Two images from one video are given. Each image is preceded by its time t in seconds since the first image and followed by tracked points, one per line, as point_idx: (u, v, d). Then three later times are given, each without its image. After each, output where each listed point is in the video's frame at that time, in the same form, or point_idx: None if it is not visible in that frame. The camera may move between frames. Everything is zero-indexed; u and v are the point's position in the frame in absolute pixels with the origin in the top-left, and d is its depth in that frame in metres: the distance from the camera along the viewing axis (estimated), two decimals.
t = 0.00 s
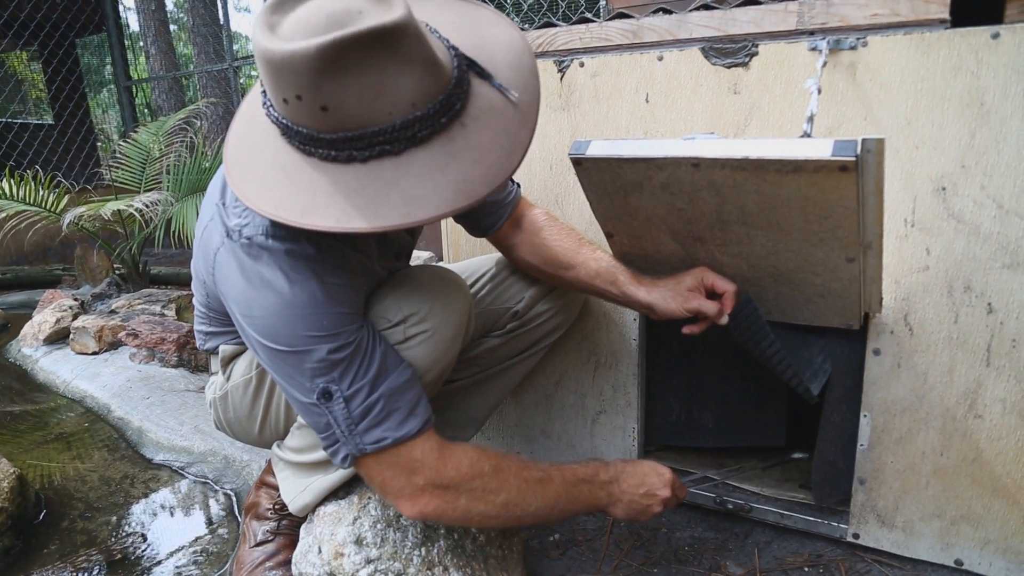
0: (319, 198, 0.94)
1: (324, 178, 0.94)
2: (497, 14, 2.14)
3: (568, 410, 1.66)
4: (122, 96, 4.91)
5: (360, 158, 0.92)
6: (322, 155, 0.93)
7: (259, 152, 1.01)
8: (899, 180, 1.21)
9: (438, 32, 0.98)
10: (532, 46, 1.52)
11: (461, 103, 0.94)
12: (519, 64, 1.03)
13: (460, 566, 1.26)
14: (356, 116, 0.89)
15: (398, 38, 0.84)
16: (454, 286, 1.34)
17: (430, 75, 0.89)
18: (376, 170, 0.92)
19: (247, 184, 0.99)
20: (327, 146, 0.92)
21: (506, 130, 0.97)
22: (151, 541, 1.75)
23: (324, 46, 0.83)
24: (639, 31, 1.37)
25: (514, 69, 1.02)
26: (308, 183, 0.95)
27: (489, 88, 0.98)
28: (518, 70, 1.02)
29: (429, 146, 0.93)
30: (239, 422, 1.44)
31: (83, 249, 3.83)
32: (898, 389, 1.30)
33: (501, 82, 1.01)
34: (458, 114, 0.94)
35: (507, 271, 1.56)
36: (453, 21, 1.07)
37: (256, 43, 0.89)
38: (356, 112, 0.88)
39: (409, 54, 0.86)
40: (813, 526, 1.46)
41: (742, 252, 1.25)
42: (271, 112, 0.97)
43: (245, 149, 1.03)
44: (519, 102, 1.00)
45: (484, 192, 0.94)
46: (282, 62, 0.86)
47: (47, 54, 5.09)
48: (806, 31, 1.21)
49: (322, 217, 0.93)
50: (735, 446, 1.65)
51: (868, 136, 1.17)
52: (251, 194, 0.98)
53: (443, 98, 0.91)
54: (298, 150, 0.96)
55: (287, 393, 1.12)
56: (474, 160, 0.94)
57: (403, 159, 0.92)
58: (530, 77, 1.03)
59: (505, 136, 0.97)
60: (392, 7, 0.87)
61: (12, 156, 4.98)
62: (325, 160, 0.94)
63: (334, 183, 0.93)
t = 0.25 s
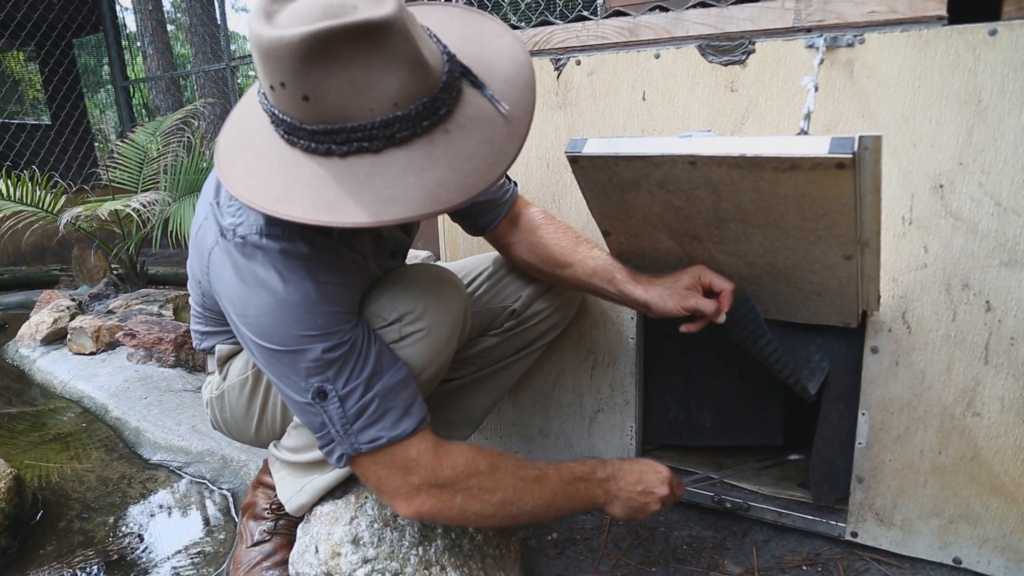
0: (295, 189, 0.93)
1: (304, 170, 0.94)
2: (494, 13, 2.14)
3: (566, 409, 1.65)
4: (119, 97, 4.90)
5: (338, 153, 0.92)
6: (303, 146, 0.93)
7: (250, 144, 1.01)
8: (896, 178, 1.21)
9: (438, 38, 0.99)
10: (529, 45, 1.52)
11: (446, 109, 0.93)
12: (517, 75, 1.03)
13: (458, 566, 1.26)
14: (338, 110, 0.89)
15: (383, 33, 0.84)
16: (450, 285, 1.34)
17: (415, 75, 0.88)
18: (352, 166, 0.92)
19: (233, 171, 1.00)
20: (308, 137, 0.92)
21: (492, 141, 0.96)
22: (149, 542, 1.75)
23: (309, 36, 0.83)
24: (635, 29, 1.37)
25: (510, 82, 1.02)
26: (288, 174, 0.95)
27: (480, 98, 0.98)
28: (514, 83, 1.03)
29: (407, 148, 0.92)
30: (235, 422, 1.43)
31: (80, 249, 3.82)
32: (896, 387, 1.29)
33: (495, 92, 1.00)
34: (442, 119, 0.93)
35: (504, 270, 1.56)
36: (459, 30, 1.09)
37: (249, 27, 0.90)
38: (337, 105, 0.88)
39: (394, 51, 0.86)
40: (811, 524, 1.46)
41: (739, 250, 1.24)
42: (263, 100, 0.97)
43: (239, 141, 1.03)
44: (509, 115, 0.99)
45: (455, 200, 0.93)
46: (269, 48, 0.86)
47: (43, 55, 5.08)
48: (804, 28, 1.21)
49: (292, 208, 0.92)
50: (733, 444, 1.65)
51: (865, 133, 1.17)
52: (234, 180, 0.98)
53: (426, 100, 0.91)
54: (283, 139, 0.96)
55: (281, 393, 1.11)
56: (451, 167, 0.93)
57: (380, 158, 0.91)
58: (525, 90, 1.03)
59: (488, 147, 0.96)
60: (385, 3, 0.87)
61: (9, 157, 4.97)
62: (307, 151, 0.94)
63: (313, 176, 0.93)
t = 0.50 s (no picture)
0: (288, 186, 0.93)
1: (298, 166, 0.93)
2: (493, 8, 2.13)
3: (565, 405, 1.65)
4: (117, 93, 4.88)
5: (332, 149, 0.91)
6: (296, 141, 0.92)
7: (244, 139, 1.00)
8: (896, 173, 1.20)
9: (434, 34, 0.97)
10: (527, 39, 1.51)
11: (442, 106, 0.92)
12: (514, 73, 1.03)
13: (456, 562, 1.25)
14: (331, 106, 0.88)
15: (378, 29, 0.83)
16: (447, 280, 1.33)
17: (409, 72, 0.87)
18: (346, 163, 0.91)
19: (227, 166, 0.99)
20: (301, 132, 0.91)
21: (487, 138, 0.96)
22: (147, 539, 1.74)
23: (303, 30, 0.82)
24: (634, 23, 1.36)
25: (506, 79, 1.02)
26: (282, 170, 0.94)
27: (476, 94, 0.97)
28: (510, 81, 1.02)
29: (402, 145, 0.91)
30: (232, 418, 1.42)
31: (78, 246, 3.80)
32: (896, 383, 1.29)
33: (491, 89, 1.00)
34: (437, 117, 0.92)
35: (502, 265, 1.55)
36: (456, 25, 1.08)
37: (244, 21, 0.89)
38: (330, 101, 0.87)
39: (389, 48, 0.85)
40: (810, 520, 1.46)
41: (739, 245, 1.24)
42: (257, 94, 0.96)
43: (233, 135, 1.02)
44: (504, 112, 0.99)
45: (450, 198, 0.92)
46: (263, 42, 0.85)
47: (41, 51, 5.06)
48: (803, 22, 1.20)
49: (285, 205, 0.92)
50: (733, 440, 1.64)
51: (865, 127, 1.16)
52: (228, 175, 0.98)
53: (421, 97, 0.90)
54: (277, 133, 0.95)
55: (277, 389, 1.11)
56: (446, 165, 0.93)
57: (374, 155, 0.91)
58: (521, 88, 1.02)
59: (483, 144, 0.95)
60: None
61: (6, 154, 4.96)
62: (300, 147, 0.93)
63: (306, 172, 0.92)
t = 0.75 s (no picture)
0: (287, 183, 0.92)
1: (297, 163, 0.92)
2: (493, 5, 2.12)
3: (565, 403, 1.64)
4: (117, 91, 4.86)
5: (332, 147, 0.90)
6: (295, 139, 0.92)
7: (241, 135, 0.99)
8: (898, 170, 1.20)
9: (434, 31, 0.97)
10: (527, 35, 1.51)
11: (443, 105, 0.92)
12: (513, 70, 1.02)
13: (455, 560, 1.25)
14: (332, 105, 0.87)
15: (380, 29, 0.82)
16: (446, 277, 1.33)
17: (411, 71, 0.87)
18: (347, 162, 0.91)
19: (224, 163, 0.98)
20: (301, 130, 0.91)
21: (487, 137, 0.96)
22: (146, 536, 1.74)
23: (304, 29, 0.81)
24: (635, 19, 1.35)
25: (506, 77, 1.01)
26: (280, 167, 0.93)
27: (476, 93, 0.97)
28: (509, 79, 1.01)
29: (403, 144, 0.91)
30: (231, 415, 1.42)
31: (77, 243, 3.76)
32: (897, 382, 1.28)
33: (491, 88, 0.99)
34: (438, 115, 0.92)
35: (502, 262, 1.55)
36: (455, 22, 1.07)
37: (242, 17, 0.88)
38: (331, 100, 0.86)
39: (391, 48, 0.84)
40: (811, 519, 1.45)
41: (740, 242, 1.23)
42: (255, 91, 0.95)
43: (229, 131, 1.01)
44: (504, 111, 0.98)
45: (451, 199, 0.92)
46: (263, 40, 0.84)
47: (40, 49, 5.06)
48: (805, 18, 1.20)
49: (284, 203, 0.91)
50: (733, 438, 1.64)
51: (867, 124, 1.16)
52: (225, 172, 0.97)
53: (423, 97, 0.89)
54: (275, 130, 0.94)
55: (275, 386, 1.10)
56: (446, 165, 0.93)
57: (375, 154, 0.90)
58: (521, 87, 1.02)
59: (484, 144, 0.95)
60: None
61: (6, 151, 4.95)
62: (299, 145, 0.92)
63: (305, 169, 0.92)
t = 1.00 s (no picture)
0: (290, 181, 0.92)
1: (300, 162, 0.92)
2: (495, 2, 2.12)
3: (567, 401, 1.64)
4: (118, 89, 4.81)
5: (335, 146, 0.90)
6: (299, 137, 0.91)
7: (244, 133, 0.99)
8: (901, 167, 1.19)
9: (438, 30, 0.97)
10: (529, 33, 1.50)
11: (447, 103, 0.92)
12: (517, 69, 1.02)
13: (458, 558, 1.25)
14: (336, 103, 0.87)
15: (386, 27, 0.82)
16: (449, 275, 1.33)
17: (416, 70, 0.87)
18: (351, 160, 0.91)
19: (225, 160, 0.97)
20: (304, 128, 0.90)
21: (491, 137, 0.96)
22: (148, 533, 1.74)
23: (310, 27, 0.81)
24: (637, 16, 1.35)
25: (509, 76, 1.01)
26: (282, 165, 0.93)
27: (479, 92, 0.97)
28: (512, 78, 1.02)
29: (407, 143, 0.91)
30: (233, 413, 1.42)
31: (79, 241, 3.77)
32: (900, 379, 1.28)
33: (494, 87, 0.99)
34: (442, 114, 0.92)
35: (504, 260, 1.54)
36: (458, 20, 1.07)
37: (246, 14, 0.87)
38: (335, 98, 0.86)
39: (396, 46, 0.84)
40: (814, 517, 1.45)
41: (742, 240, 1.23)
42: (257, 87, 0.95)
43: (231, 128, 1.01)
44: (507, 110, 0.98)
45: (455, 199, 0.92)
46: (268, 37, 0.84)
47: (41, 47, 5.06)
48: (808, 15, 1.19)
49: (288, 201, 0.91)
50: (734, 436, 1.64)
51: (870, 121, 1.16)
52: (227, 169, 0.96)
53: (427, 95, 0.89)
54: (278, 127, 0.94)
55: (278, 384, 1.10)
56: (450, 164, 0.93)
57: (379, 153, 0.90)
58: (525, 85, 1.02)
59: (487, 143, 0.95)
60: None
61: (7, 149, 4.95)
62: (302, 143, 0.92)
63: (309, 167, 0.91)
